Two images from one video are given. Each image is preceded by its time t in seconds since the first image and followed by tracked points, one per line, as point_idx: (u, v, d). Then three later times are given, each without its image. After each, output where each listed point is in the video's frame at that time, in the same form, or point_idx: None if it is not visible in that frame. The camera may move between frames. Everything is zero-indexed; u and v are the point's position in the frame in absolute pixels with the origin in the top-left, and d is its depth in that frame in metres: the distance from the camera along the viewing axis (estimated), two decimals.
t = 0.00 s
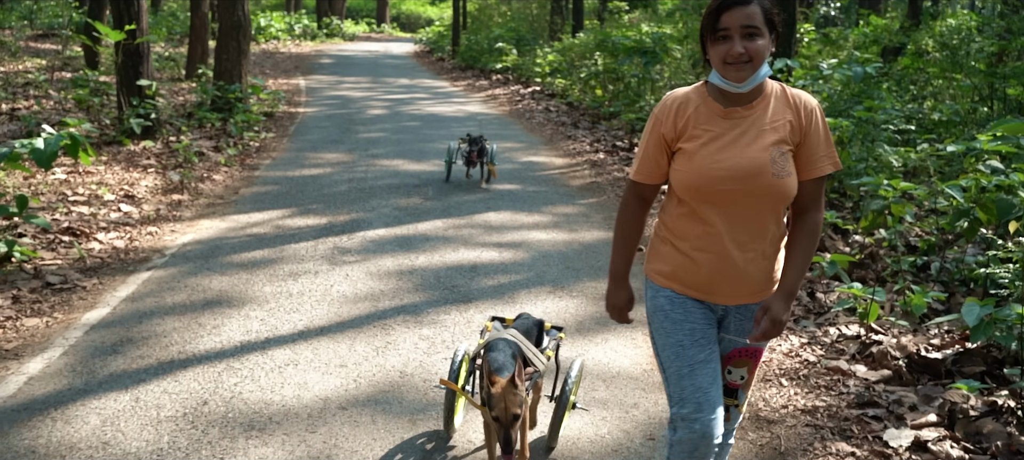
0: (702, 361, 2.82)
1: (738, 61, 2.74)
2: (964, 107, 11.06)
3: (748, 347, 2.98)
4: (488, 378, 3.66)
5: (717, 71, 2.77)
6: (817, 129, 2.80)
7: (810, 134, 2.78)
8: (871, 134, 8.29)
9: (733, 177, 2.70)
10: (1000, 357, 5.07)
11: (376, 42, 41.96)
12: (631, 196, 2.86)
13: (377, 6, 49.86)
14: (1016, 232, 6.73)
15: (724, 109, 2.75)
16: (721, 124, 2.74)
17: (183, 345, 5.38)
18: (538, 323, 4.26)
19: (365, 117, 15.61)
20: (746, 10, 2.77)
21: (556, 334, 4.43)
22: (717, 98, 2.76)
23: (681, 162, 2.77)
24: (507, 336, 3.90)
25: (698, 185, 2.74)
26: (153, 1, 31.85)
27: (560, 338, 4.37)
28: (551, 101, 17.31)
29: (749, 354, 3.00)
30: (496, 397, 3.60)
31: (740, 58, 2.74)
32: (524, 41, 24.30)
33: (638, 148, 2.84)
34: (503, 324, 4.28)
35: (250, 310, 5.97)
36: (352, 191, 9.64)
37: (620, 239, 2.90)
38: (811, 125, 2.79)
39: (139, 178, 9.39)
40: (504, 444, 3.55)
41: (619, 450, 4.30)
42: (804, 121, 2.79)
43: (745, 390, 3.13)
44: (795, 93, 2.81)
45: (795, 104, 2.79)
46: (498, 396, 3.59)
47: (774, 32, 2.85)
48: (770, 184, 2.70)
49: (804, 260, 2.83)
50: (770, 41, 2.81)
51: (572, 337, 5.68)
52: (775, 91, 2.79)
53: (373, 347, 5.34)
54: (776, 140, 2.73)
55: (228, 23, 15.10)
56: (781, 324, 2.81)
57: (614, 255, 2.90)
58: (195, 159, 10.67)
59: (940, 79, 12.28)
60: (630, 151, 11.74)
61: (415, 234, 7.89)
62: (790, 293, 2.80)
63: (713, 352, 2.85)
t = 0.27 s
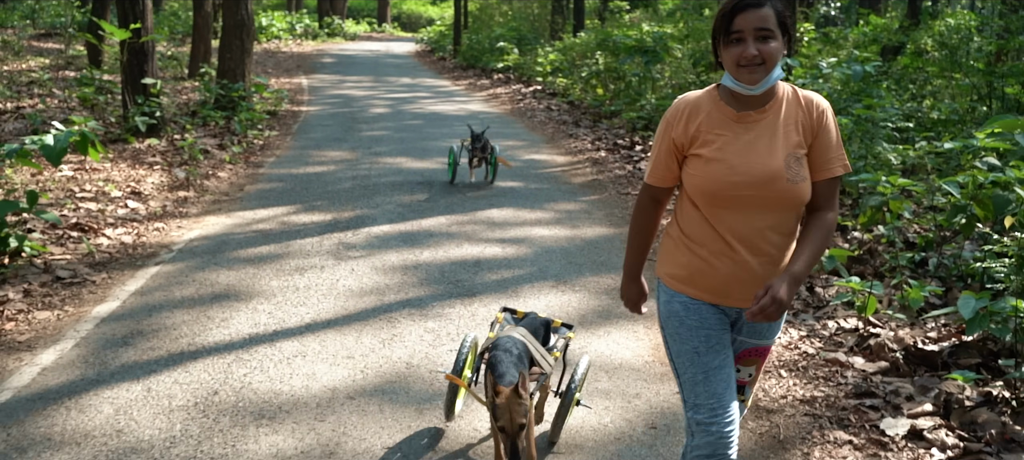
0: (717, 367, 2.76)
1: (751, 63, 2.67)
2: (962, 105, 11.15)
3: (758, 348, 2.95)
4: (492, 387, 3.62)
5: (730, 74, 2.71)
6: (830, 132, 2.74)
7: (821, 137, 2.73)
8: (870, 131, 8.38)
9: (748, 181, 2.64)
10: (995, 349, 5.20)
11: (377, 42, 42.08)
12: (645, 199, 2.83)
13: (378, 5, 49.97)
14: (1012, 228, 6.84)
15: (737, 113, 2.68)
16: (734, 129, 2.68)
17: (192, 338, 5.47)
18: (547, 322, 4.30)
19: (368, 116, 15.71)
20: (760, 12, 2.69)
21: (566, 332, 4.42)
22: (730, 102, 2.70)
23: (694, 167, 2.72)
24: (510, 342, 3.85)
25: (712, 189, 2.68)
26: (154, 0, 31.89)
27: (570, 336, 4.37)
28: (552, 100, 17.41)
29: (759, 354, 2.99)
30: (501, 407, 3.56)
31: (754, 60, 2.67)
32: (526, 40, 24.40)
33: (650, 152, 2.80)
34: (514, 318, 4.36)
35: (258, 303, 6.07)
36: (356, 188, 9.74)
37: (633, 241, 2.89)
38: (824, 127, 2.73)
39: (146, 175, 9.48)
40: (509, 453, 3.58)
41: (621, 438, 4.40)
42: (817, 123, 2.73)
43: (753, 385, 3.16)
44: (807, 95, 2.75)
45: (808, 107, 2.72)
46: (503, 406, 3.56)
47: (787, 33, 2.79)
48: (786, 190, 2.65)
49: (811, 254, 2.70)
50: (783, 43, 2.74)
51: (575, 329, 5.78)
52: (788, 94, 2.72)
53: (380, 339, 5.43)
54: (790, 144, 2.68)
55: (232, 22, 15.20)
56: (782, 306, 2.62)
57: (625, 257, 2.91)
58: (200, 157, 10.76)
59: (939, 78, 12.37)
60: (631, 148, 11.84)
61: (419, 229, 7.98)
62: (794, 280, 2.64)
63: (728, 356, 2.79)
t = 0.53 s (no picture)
0: (729, 369, 2.82)
1: (761, 64, 2.70)
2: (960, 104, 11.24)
3: (769, 350, 2.97)
4: (498, 390, 3.62)
5: (740, 77, 2.72)
6: (837, 132, 2.77)
7: (830, 137, 2.76)
8: (868, 129, 8.46)
9: (761, 185, 2.67)
10: (991, 342, 5.33)
11: (378, 42, 42.16)
12: (655, 199, 2.87)
13: (379, 6, 50.03)
14: (1008, 224, 6.95)
15: (747, 116, 2.70)
16: (745, 132, 2.70)
17: (200, 331, 5.55)
18: (551, 321, 4.34)
19: (370, 114, 15.79)
20: (770, 13, 2.71)
21: (570, 330, 4.47)
22: (740, 105, 2.72)
23: (706, 171, 2.74)
24: (516, 343, 3.83)
25: (725, 194, 2.71)
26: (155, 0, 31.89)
27: (575, 335, 4.41)
28: (553, 99, 17.50)
29: (770, 355, 3.00)
30: (506, 411, 3.56)
31: (764, 61, 2.69)
32: (527, 40, 24.47)
33: (660, 154, 2.82)
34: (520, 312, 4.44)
35: (264, 297, 6.16)
36: (359, 185, 9.82)
37: (641, 241, 2.94)
38: (832, 128, 2.76)
39: (150, 173, 9.56)
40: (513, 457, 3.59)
41: (623, 428, 4.50)
42: (826, 124, 2.76)
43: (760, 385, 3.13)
44: (815, 96, 2.77)
45: (816, 108, 2.75)
46: (507, 410, 3.56)
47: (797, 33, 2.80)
48: (798, 194, 2.69)
49: (826, 241, 2.66)
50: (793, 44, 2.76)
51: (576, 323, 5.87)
52: (796, 96, 2.75)
53: (385, 332, 5.53)
54: (800, 147, 2.71)
55: (235, 21, 15.28)
56: (794, 284, 2.53)
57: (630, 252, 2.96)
58: (204, 154, 10.83)
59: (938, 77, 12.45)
60: (632, 147, 11.91)
61: (423, 226, 8.06)
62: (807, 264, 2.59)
63: (740, 358, 2.85)
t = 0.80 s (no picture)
0: (745, 371, 2.86)
1: (771, 61, 2.74)
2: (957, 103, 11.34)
3: (785, 351, 3.00)
4: (504, 396, 3.64)
5: (750, 74, 2.77)
6: (847, 129, 2.83)
7: (840, 135, 2.82)
8: (865, 127, 8.57)
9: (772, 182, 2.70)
10: (985, 335, 5.47)
11: (378, 41, 42.25)
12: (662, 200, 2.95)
13: (379, 5, 50.09)
14: (1002, 221, 7.07)
15: (756, 115, 2.75)
16: (755, 131, 2.74)
17: (207, 324, 5.64)
18: (556, 322, 4.29)
19: (371, 113, 15.88)
20: (781, 10, 2.77)
21: (573, 327, 4.36)
22: (750, 104, 2.78)
23: (717, 171, 2.79)
24: (525, 345, 3.81)
25: (736, 192, 2.75)
26: None
27: (577, 334, 4.31)
28: (554, 98, 17.59)
29: (787, 357, 3.03)
30: (510, 420, 3.61)
31: (774, 58, 2.74)
32: (527, 39, 24.57)
33: (670, 155, 2.89)
34: (521, 311, 4.45)
35: (270, 292, 6.25)
36: (361, 183, 9.92)
37: (642, 237, 3.03)
38: (841, 126, 2.82)
39: (155, 170, 9.64)
40: None
41: (625, 417, 4.65)
42: (833, 120, 2.82)
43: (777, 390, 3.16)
44: (823, 93, 2.83)
45: (825, 106, 2.81)
46: (513, 420, 3.61)
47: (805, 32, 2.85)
48: (810, 190, 2.72)
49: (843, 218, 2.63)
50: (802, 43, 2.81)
51: (577, 316, 5.98)
52: (805, 94, 2.80)
53: (389, 326, 5.63)
54: (810, 145, 2.76)
55: (237, 20, 15.34)
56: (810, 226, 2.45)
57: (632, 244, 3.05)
58: (208, 152, 10.91)
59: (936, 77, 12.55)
60: (632, 145, 12.00)
61: (426, 223, 8.16)
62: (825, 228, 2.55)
63: (755, 359, 2.89)
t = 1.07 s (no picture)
0: (747, 368, 2.87)
1: (774, 60, 2.73)
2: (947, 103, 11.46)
3: (798, 352, 2.95)
4: (504, 404, 3.66)
5: (754, 70, 2.77)
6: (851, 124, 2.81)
7: (846, 132, 2.80)
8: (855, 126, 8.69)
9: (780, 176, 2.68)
10: (972, 330, 5.62)
11: (372, 42, 42.32)
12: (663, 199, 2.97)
13: (373, 6, 50.12)
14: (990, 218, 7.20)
15: (761, 115, 2.75)
16: (759, 129, 2.74)
17: (208, 320, 5.72)
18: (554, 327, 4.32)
19: (366, 113, 15.96)
20: (786, 9, 2.76)
21: (565, 326, 4.40)
22: (754, 103, 2.78)
23: (723, 170, 2.78)
24: (524, 351, 3.77)
25: (742, 189, 2.73)
26: None
27: (570, 333, 4.35)
28: (548, 98, 17.68)
29: (803, 360, 2.97)
30: (510, 427, 3.63)
31: (778, 56, 2.73)
32: (521, 40, 24.68)
33: (673, 155, 2.89)
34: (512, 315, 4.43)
35: (269, 288, 6.33)
36: (358, 182, 10.01)
37: (637, 235, 3.05)
38: (848, 123, 2.80)
39: (153, 169, 9.71)
40: None
41: (619, 410, 4.75)
42: (839, 117, 2.81)
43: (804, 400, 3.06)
44: (826, 89, 2.82)
45: (829, 102, 2.80)
46: (513, 427, 3.63)
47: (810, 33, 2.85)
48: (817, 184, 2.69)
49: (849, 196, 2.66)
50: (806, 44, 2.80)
51: (573, 312, 6.08)
52: (809, 91, 2.79)
53: (387, 321, 5.73)
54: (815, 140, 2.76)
55: (233, 21, 15.40)
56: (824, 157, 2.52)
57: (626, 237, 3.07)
58: (204, 151, 10.98)
59: (927, 77, 12.67)
60: (626, 145, 12.11)
61: (422, 221, 8.25)
62: (844, 182, 2.57)
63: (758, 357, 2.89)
